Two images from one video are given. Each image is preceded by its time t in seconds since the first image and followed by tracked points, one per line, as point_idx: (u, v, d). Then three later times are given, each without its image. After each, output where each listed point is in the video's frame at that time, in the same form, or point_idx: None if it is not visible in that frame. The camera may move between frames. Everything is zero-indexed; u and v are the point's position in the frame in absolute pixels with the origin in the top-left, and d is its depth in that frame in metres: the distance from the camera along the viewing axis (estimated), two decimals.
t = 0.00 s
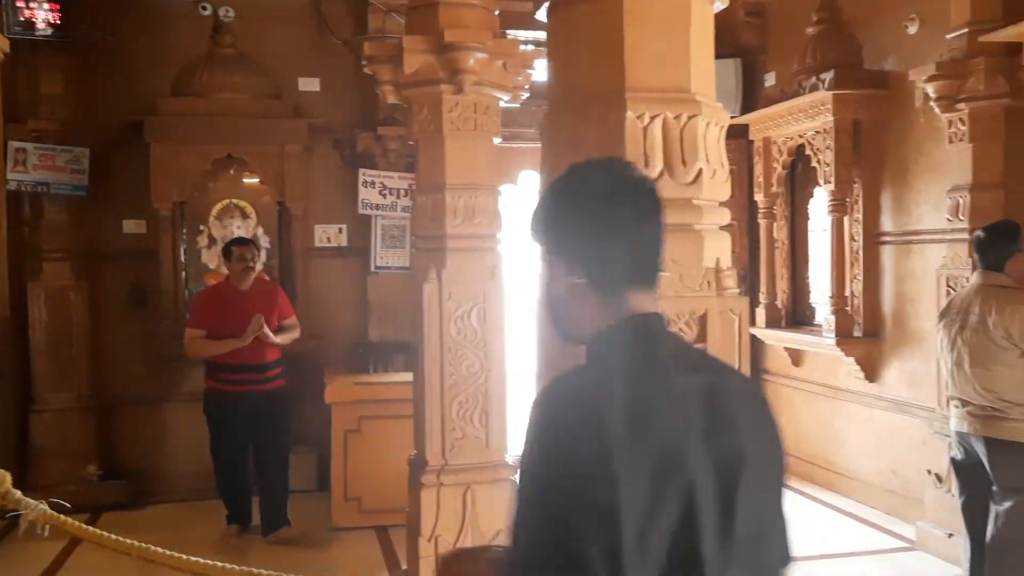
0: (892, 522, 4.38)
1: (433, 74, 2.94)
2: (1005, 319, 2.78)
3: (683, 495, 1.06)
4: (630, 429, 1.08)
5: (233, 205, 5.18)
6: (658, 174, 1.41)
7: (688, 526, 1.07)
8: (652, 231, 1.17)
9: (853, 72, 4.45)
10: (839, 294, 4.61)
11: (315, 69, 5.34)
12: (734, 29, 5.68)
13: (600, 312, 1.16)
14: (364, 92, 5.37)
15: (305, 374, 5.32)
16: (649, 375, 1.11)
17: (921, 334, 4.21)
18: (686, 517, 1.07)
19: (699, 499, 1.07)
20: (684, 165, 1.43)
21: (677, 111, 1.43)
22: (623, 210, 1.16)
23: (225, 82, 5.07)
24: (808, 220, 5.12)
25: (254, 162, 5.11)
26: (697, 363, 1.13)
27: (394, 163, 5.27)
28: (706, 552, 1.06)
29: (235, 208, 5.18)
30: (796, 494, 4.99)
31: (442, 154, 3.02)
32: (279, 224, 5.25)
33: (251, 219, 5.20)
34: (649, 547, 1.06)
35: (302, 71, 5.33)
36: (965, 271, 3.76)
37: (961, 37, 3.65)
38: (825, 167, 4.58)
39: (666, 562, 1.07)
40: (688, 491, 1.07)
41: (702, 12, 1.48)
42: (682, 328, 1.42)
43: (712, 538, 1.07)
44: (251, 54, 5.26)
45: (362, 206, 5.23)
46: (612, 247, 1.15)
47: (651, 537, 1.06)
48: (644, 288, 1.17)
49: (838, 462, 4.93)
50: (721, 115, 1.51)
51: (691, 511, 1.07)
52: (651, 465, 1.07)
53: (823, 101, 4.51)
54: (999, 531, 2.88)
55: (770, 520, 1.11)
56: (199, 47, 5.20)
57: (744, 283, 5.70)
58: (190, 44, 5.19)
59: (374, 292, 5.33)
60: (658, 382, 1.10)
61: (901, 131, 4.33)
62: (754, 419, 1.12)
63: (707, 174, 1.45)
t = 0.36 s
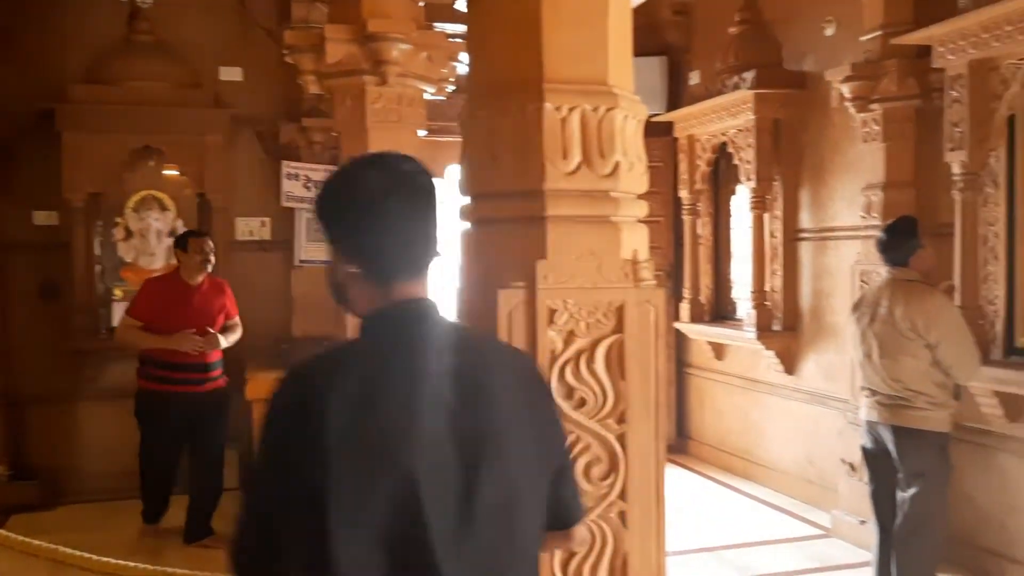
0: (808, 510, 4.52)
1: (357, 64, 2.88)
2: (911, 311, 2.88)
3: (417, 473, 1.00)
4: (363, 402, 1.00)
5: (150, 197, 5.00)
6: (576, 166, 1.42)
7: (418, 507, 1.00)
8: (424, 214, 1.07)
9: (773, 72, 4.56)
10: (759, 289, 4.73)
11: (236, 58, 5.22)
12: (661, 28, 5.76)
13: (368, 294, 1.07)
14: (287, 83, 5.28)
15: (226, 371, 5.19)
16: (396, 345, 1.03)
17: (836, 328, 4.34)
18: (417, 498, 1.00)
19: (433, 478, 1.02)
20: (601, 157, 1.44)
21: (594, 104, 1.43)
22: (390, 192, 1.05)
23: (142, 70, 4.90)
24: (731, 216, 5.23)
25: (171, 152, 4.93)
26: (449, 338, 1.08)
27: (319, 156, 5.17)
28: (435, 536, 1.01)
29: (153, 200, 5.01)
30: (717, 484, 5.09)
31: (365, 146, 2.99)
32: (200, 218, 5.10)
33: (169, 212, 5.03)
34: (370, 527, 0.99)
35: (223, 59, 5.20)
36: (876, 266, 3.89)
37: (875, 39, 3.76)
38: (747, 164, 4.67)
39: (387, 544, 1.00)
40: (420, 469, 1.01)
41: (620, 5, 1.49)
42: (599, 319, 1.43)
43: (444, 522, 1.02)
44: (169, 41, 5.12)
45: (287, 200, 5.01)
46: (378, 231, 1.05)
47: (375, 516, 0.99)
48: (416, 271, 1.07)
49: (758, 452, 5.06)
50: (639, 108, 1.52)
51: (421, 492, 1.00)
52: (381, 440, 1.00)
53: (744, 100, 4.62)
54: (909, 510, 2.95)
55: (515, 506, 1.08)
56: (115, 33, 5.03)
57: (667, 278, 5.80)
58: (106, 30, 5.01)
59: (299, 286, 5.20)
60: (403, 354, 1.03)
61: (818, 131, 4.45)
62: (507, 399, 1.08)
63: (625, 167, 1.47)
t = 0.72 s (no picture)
0: (724, 501, 4.62)
1: (274, 56, 2.82)
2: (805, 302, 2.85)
3: (172, 467, 1.04)
4: (124, 396, 1.04)
5: (57, 187, 4.75)
6: (495, 162, 1.42)
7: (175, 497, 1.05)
8: (224, 224, 1.14)
9: (692, 72, 4.65)
10: (679, 285, 4.79)
11: (149, 47, 5.07)
12: (584, 26, 5.81)
13: (163, 294, 1.13)
14: (204, 75, 5.17)
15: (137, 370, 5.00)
16: (166, 339, 1.08)
17: (751, 324, 4.45)
18: (176, 487, 1.05)
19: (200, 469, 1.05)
20: (520, 154, 1.43)
21: (514, 100, 1.43)
22: (201, 206, 1.12)
23: (48, 56, 4.68)
24: (652, 214, 5.31)
25: (80, 144, 4.77)
26: (231, 336, 1.11)
27: (235, 148, 5.13)
28: (197, 524, 1.05)
29: (60, 191, 4.76)
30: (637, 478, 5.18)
31: (282, 139, 2.92)
32: (109, 211, 4.84)
33: (77, 204, 4.79)
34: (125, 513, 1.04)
35: (135, 48, 5.04)
36: (790, 264, 3.99)
37: (788, 43, 3.85)
38: (667, 163, 4.73)
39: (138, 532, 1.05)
40: (191, 458, 1.05)
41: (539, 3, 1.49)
42: (518, 315, 1.43)
43: (203, 512, 1.06)
44: (77, 27, 4.91)
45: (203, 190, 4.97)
46: (172, 233, 1.11)
47: (132, 501, 1.04)
48: (212, 274, 1.14)
49: (676, 446, 5.15)
50: (558, 106, 1.52)
51: (182, 483, 1.05)
52: (142, 431, 1.04)
53: (664, 99, 4.69)
54: (807, 492, 2.84)
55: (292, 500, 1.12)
56: (20, 19, 4.81)
57: (589, 274, 5.86)
58: (10, 14, 4.78)
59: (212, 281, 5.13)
60: (176, 348, 1.07)
61: (735, 131, 4.55)
62: (289, 397, 1.12)
63: (544, 164, 1.46)
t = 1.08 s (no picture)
0: (689, 495, 4.64)
1: (236, 46, 2.81)
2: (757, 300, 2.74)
3: (58, 414, 1.30)
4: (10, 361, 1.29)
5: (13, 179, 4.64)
6: (460, 154, 1.40)
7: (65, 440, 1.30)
8: (70, 209, 1.43)
9: (658, 67, 4.66)
10: (644, 280, 4.82)
11: (107, 36, 4.96)
12: (551, 20, 5.79)
13: (28, 274, 1.41)
14: (163, 64, 5.06)
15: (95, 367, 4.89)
16: (43, 313, 1.33)
17: (716, 318, 4.48)
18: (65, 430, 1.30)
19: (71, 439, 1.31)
20: (486, 146, 1.42)
21: (479, 92, 1.42)
22: (53, 207, 1.41)
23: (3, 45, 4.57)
24: (618, 208, 5.32)
25: (36, 134, 4.65)
26: (98, 308, 1.38)
27: (195, 141, 5.04)
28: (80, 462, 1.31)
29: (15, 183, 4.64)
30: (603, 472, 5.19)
31: (244, 131, 2.87)
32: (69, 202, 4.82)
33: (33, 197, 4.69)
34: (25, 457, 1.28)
35: (93, 37, 4.93)
36: (754, 259, 4.02)
37: (753, 38, 3.87)
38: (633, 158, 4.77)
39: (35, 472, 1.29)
40: (64, 430, 1.30)
41: None
42: (483, 309, 1.41)
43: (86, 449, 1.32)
44: (34, 16, 4.80)
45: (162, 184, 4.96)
46: (31, 213, 1.40)
47: (31, 446, 1.29)
48: (64, 250, 1.41)
49: (642, 440, 5.18)
50: (524, 98, 1.51)
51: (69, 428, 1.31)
52: (33, 386, 1.29)
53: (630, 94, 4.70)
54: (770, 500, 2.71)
55: (144, 460, 1.38)
56: None
57: (555, 270, 5.87)
58: None
59: (172, 275, 5.03)
60: (51, 340, 1.32)
61: (701, 127, 4.57)
62: (150, 364, 1.39)
63: (510, 156, 1.45)
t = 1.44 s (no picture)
0: (662, 488, 4.64)
1: (199, 32, 2.73)
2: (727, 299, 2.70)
3: None
4: None
5: None
6: (426, 141, 1.36)
7: None
8: None
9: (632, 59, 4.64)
10: (618, 273, 4.81)
11: (71, 22, 4.84)
12: (524, 10, 5.75)
13: None
14: (128, 52, 4.95)
15: (59, 360, 4.80)
16: None
17: (689, 311, 4.47)
18: None
19: None
20: (453, 132, 1.38)
21: (445, 77, 1.37)
22: None
23: None
24: (591, 201, 5.30)
25: None
26: None
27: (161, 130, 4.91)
28: None
29: None
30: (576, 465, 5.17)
31: (209, 119, 2.81)
32: (29, 193, 4.75)
33: None
34: None
35: (56, 23, 4.81)
36: (727, 252, 4.01)
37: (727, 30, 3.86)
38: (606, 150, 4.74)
39: None
40: None
41: None
42: (450, 300, 1.37)
43: None
44: None
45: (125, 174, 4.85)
46: None
47: None
48: None
49: (614, 433, 5.17)
50: (493, 84, 1.47)
51: None
52: None
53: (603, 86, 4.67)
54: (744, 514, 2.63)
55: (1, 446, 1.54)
56: None
57: (529, 262, 5.84)
58: None
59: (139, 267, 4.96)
60: None
61: (674, 119, 4.55)
62: None
63: (477, 143, 1.41)
